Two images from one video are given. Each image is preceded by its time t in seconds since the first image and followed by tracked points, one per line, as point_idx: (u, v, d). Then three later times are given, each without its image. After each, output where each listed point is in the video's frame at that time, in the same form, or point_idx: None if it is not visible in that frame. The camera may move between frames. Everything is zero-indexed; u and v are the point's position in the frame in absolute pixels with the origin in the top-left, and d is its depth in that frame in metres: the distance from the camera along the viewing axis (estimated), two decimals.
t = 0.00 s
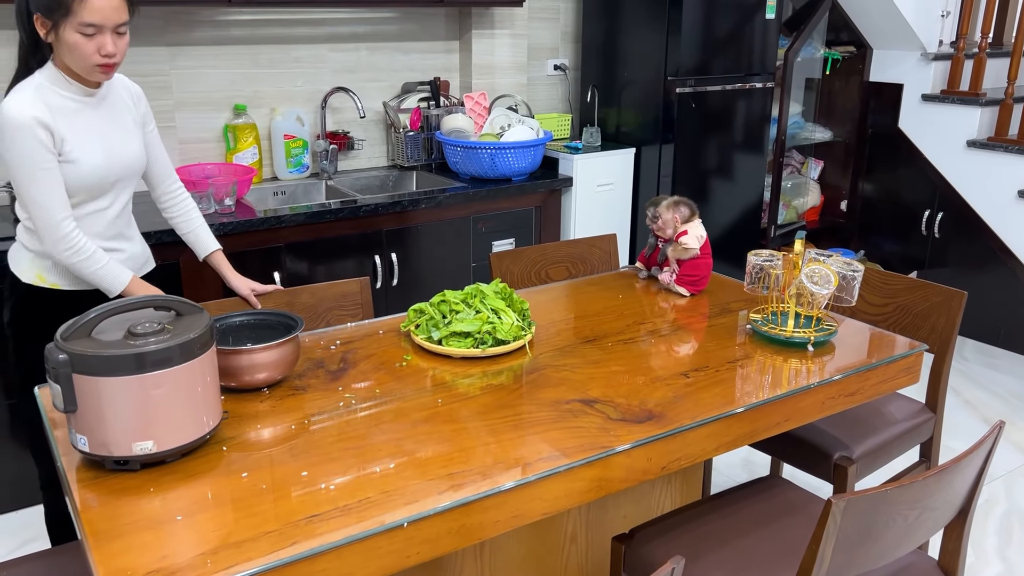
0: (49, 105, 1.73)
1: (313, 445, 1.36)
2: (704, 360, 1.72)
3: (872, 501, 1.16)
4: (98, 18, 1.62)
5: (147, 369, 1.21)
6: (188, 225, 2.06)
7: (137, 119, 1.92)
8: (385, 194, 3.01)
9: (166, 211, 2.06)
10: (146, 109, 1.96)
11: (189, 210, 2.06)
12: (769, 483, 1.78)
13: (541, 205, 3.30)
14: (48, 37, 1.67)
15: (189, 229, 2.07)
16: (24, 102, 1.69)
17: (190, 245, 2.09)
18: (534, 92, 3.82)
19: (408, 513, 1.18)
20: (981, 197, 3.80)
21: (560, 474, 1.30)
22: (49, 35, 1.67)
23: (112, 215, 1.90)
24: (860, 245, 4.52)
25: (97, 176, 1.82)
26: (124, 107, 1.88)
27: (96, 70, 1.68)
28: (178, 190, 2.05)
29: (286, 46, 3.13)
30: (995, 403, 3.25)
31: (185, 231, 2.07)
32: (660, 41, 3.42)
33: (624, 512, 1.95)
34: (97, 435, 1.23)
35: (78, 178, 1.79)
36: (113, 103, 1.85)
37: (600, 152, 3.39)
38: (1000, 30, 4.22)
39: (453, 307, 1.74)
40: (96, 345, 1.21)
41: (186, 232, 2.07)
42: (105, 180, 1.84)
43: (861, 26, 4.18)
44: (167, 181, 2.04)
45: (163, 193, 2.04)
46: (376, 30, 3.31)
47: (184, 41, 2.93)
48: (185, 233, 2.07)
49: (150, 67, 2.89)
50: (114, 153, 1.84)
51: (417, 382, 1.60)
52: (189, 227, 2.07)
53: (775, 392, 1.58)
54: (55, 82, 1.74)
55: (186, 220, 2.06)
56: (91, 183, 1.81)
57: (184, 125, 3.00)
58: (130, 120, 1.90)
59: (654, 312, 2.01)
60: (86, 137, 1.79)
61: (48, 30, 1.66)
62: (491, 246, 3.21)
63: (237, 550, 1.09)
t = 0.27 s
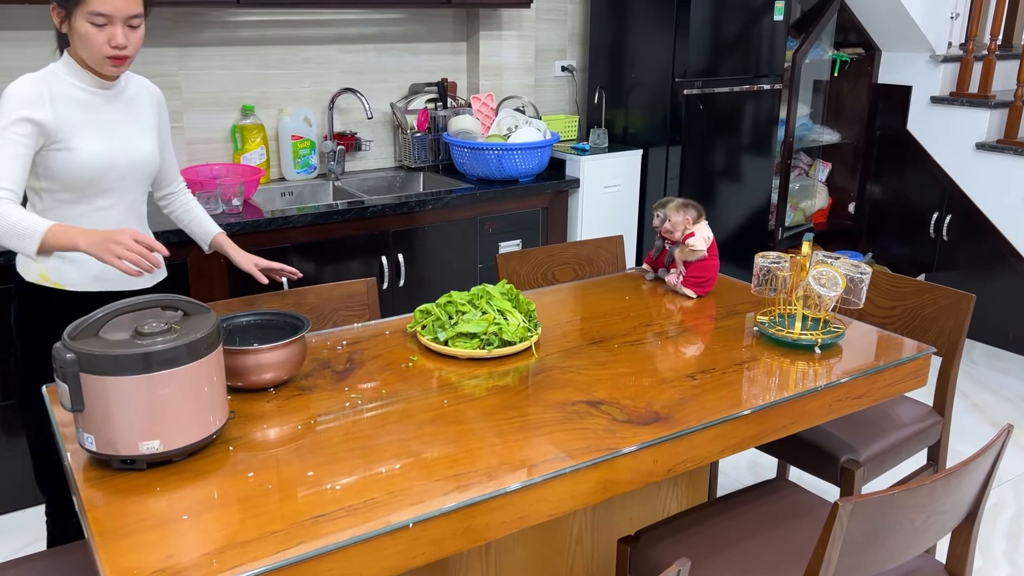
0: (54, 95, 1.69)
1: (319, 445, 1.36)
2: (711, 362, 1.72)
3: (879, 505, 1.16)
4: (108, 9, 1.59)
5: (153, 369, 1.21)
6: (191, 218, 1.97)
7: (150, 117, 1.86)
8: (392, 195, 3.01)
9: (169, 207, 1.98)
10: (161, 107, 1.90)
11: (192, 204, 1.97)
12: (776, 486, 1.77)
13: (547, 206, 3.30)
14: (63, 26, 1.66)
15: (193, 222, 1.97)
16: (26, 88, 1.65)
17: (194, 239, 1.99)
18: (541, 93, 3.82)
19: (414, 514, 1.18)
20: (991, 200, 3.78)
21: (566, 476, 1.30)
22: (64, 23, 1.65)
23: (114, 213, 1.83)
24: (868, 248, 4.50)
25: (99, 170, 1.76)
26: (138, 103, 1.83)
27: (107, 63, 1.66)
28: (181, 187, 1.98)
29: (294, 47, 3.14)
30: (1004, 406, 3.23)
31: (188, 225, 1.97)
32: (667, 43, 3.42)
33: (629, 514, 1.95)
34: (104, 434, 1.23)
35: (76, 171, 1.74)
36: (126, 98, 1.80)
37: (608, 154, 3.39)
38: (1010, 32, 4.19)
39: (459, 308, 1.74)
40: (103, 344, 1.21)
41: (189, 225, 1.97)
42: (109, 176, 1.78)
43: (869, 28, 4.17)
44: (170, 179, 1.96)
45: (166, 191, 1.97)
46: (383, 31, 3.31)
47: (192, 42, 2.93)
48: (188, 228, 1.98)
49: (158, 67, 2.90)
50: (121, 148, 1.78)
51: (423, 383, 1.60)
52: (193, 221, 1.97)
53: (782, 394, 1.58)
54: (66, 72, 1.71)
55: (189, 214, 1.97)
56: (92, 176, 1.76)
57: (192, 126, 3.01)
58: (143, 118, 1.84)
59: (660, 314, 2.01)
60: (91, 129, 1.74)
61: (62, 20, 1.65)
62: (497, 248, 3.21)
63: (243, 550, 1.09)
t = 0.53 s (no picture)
0: (41, 103, 1.59)
1: (325, 445, 1.37)
2: (717, 363, 1.72)
3: (884, 507, 1.15)
4: (97, 14, 1.48)
5: (160, 369, 1.22)
6: (185, 235, 1.85)
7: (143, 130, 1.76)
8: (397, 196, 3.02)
9: (163, 224, 1.87)
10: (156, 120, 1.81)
11: (188, 220, 1.86)
12: (781, 487, 1.77)
13: (553, 207, 3.30)
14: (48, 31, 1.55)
15: (187, 240, 1.84)
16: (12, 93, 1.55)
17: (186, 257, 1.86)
18: (547, 94, 3.82)
19: (419, 514, 1.18)
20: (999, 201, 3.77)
21: (571, 476, 1.30)
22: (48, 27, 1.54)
23: (102, 229, 1.72)
24: (875, 249, 4.49)
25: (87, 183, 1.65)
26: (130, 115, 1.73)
27: (94, 70, 1.55)
28: (178, 206, 1.87)
29: (300, 48, 3.15)
30: (1011, 409, 3.21)
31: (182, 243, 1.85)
32: (673, 43, 3.42)
33: (634, 515, 1.95)
34: (111, 434, 1.24)
35: (64, 182, 1.62)
36: (118, 109, 1.71)
37: (613, 155, 3.39)
38: (1017, 33, 4.18)
39: (464, 309, 1.74)
40: (110, 344, 1.22)
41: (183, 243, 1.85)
42: (97, 190, 1.67)
43: (876, 29, 4.16)
44: (165, 194, 1.85)
45: (161, 209, 1.86)
46: (389, 31, 3.31)
47: (199, 42, 2.94)
48: (181, 247, 1.86)
49: (165, 68, 2.90)
50: (110, 161, 1.68)
51: (429, 383, 1.61)
52: (188, 239, 1.85)
53: (788, 395, 1.57)
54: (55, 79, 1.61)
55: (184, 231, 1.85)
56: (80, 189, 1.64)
57: (198, 126, 3.02)
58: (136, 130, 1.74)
59: (666, 315, 2.01)
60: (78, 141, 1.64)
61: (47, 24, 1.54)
62: (503, 248, 3.21)
63: (248, 549, 1.10)
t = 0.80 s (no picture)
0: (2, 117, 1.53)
1: (331, 444, 1.37)
2: (722, 363, 1.72)
3: (891, 507, 1.15)
4: (93, 23, 1.43)
5: (166, 368, 1.22)
6: (170, 242, 1.80)
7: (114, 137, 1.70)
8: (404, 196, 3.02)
9: (146, 232, 1.82)
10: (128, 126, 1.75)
11: (172, 227, 1.81)
12: (787, 487, 1.77)
13: (559, 207, 3.30)
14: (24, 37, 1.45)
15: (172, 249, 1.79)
16: None
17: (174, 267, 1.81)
18: (553, 94, 3.82)
19: (425, 513, 1.18)
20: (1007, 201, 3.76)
21: (577, 476, 1.30)
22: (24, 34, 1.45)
23: (75, 244, 1.66)
24: (881, 249, 4.47)
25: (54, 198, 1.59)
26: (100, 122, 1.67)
27: (82, 81, 1.49)
28: (159, 210, 1.82)
29: (307, 48, 3.15)
30: (1019, 410, 3.20)
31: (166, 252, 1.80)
32: (680, 43, 3.41)
33: (640, 515, 1.95)
34: (117, 433, 1.24)
35: (31, 199, 1.56)
36: (88, 118, 1.64)
37: (619, 155, 3.39)
38: None
39: (470, 308, 1.75)
40: (116, 344, 1.23)
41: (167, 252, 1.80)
42: (67, 206, 1.61)
43: (883, 29, 4.15)
44: (144, 201, 1.80)
45: (141, 216, 1.81)
46: (396, 32, 3.32)
47: (206, 42, 2.95)
48: (166, 255, 1.81)
49: (172, 68, 2.92)
50: (81, 173, 1.62)
51: (434, 382, 1.61)
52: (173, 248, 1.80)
53: (794, 395, 1.57)
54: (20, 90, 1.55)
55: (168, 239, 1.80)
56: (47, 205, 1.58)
57: (205, 126, 3.03)
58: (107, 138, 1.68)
59: (671, 315, 2.01)
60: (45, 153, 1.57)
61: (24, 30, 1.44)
62: (509, 248, 3.21)
63: (255, 548, 1.10)
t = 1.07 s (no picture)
0: None
1: (336, 443, 1.37)
2: (726, 362, 1.72)
3: (896, 506, 1.15)
4: (95, 27, 1.45)
5: (170, 368, 1.23)
6: (164, 220, 1.87)
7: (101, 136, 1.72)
8: (408, 195, 3.03)
9: (137, 213, 1.88)
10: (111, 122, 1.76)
11: (162, 205, 1.86)
12: (791, 487, 1.77)
13: (563, 206, 3.30)
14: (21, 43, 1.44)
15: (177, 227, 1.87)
16: None
17: (169, 243, 1.89)
18: (558, 93, 3.82)
19: (430, 512, 1.18)
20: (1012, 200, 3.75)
21: (581, 475, 1.30)
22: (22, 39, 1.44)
23: (72, 249, 1.67)
24: (886, 248, 4.46)
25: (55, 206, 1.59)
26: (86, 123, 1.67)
27: (81, 86, 1.50)
28: (148, 191, 1.87)
29: (312, 47, 3.16)
30: None
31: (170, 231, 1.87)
32: (684, 42, 3.41)
33: (644, 514, 1.95)
34: (121, 433, 1.25)
35: (32, 210, 1.56)
36: (75, 120, 1.64)
37: (624, 154, 3.38)
38: None
39: (475, 307, 1.75)
40: (120, 344, 1.23)
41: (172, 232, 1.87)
42: (66, 214, 1.62)
43: (889, 28, 4.14)
44: (133, 185, 1.84)
45: (131, 199, 1.86)
46: (400, 31, 3.32)
47: (211, 42, 2.96)
48: (160, 232, 1.89)
49: (177, 67, 2.92)
50: (76, 179, 1.63)
51: (439, 381, 1.61)
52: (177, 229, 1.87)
53: (799, 395, 1.57)
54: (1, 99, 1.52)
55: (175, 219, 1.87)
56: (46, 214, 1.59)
57: (210, 125, 3.04)
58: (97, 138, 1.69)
59: (676, 314, 2.01)
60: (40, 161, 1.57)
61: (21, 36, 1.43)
62: (513, 247, 3.21)
63: (260, 546, 1.11)
